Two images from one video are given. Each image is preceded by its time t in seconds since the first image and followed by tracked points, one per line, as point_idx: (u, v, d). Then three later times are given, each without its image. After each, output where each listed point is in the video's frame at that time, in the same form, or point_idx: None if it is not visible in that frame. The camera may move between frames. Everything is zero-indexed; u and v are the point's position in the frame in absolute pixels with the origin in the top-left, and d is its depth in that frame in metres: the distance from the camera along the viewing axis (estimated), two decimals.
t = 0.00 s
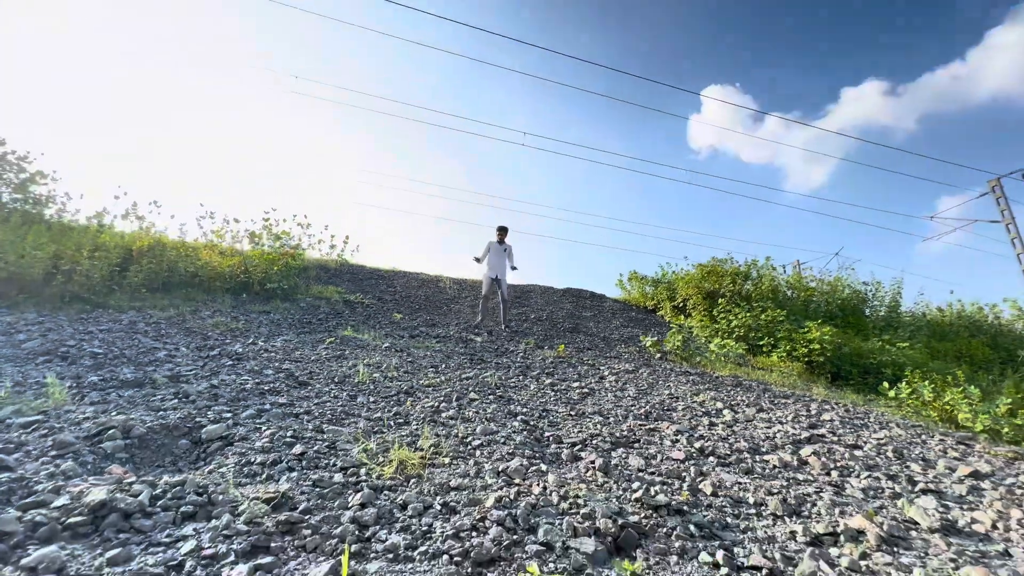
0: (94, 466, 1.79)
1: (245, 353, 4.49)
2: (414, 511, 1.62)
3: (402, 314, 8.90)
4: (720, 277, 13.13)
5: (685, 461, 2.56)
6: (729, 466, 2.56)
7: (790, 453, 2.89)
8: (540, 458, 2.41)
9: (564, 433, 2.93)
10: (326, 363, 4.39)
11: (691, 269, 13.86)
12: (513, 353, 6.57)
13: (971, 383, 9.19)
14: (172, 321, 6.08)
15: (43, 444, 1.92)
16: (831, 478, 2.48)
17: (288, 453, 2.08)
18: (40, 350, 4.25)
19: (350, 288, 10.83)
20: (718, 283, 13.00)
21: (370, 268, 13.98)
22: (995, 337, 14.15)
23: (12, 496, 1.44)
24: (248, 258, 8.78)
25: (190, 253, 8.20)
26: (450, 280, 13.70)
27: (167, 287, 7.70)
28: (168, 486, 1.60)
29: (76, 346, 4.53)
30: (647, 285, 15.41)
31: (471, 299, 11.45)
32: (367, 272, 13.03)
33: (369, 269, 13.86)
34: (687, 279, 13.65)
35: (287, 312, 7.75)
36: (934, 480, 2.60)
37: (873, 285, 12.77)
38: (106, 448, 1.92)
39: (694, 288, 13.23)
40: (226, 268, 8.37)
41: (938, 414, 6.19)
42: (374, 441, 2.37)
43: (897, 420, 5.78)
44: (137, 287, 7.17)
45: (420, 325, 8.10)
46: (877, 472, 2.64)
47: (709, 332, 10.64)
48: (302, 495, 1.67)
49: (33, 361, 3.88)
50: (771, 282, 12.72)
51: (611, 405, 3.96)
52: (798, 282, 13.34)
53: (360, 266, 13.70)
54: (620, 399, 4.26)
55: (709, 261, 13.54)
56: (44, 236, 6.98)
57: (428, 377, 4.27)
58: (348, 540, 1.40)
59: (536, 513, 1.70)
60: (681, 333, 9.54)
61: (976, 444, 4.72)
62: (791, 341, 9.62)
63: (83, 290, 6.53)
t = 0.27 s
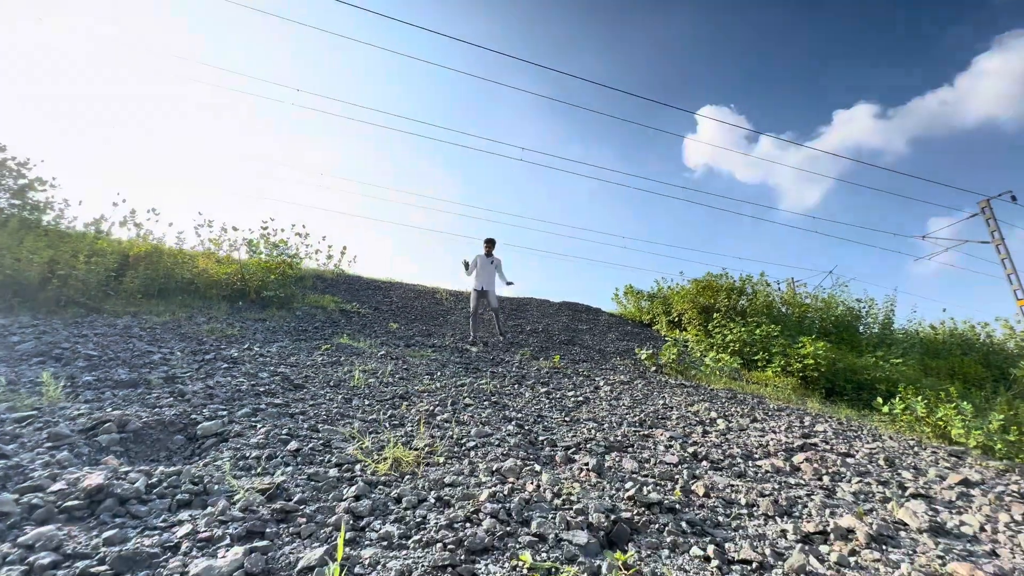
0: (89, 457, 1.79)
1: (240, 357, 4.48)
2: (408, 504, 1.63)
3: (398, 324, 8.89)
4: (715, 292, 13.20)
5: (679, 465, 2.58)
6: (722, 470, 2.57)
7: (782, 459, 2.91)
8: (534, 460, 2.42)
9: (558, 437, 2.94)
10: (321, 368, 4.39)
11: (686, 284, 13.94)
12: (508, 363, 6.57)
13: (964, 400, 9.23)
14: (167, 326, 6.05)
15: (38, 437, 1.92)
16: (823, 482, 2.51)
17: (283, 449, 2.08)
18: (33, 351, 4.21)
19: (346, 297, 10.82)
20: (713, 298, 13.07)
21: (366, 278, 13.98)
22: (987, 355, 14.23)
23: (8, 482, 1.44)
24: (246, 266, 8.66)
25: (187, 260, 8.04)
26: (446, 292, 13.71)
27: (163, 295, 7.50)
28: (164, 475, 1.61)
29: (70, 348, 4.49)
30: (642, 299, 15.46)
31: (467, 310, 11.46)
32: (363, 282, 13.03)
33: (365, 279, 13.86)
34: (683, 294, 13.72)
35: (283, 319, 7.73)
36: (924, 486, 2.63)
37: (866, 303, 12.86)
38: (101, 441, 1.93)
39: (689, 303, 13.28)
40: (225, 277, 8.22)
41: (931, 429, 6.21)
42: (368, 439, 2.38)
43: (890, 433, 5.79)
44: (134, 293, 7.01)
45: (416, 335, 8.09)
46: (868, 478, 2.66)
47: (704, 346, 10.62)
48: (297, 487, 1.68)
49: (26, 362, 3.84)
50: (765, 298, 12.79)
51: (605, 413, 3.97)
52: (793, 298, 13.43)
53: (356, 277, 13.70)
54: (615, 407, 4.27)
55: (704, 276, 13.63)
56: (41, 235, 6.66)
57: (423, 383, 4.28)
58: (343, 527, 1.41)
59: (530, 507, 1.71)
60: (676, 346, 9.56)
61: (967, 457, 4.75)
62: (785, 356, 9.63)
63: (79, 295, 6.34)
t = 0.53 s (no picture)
0: (94, 457, 1.79)
1: (240, 363, 4.47)
2: (414, 505, 1.64)
3: (397, 332, 8.88)
4: (712, 302, 13.23)
5: (680, 470, 2.59)
6: (723, 476, 2.58)
7: (783, 466, 2.92)
8: (536, 464, 2.42)
9: (559, 444, 2.94)
10: (321, 374, 4.38)
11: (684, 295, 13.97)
12: (507, 371, 6.56)
13: (962, 411, 9.24)
14: (166, 332, 6.02)
15: (41, 438, 1.91)
16: (823, 489, 2.52)
17: (287, 451, 2.09)
18: (31, 356, 4.18)
19: (344, 305, 10.80)
20: (711, 309, 13.10)
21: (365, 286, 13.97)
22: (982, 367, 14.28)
23: (15, 480, 1.44)
24: (245, 272, 8.62)
25: (185, 267, 8.01)
26: (444, 301, 13.71)
27: (161, 301, 7.44)
28: (170, 476, 1.61)
29: (68, 352, 4.47)
30: (640, 309, 15.50)
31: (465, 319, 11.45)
32: (362, 290, 13.02)
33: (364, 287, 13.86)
34: (680, 304, 13.75)
35: (282, 326, 7.71)
36: (923, 493, 2.64)
37: (862, 314, 12.91)
38: (105, 443, 1.92)
39: (687, 313, 13.29)
40: (224, 283, 8.19)
41: (928, 439, 6.21)
42: (371, 443, 2.38)
43: (888, 443, 5.80)
44: (133, 300, 6.94)
45: (415, 343, 8.07)
46: (868, 485, 2.68)
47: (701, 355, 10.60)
48: (303, 487, 1.68)
49: (24, 366, 3.82)
50: (763, 308, 12.83)
51: (606, 420, 3.97)
52: (790, 309, 13.47)
53: (354, 284, 13.68)
54: (615, 415, 4.27)
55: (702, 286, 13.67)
56: (41, 241, 6.60)
57: (423, 390, 4.27)
58: (351, 526, 1.41)
59: (534, 510, 1.72)
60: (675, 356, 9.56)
61: (965, 467, 4.75)
62: (783, 367, 9.63)
63: (78, 300, 6.26)
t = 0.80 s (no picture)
0: (92, 460, 1.77)
1: (240, 365, 4.44)
2: (415, 510, 1.62)
3: (396, 335, 8.85)
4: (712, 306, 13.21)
5: (683, 475, 2.57)
6: (725, 480, 2.57)
7: (785, 471, 2.90)
8: (538, 468, 2.40)
9: (560, 447, 2.92)
10: (321, 377, 4.36)
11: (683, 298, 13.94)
12: (507, 374, 6.54)
13: (961, 415, 9.22)
14: (165, 334, 5.99)
15: (38, 440, 1.89)
16: (827, 494, 2.50)
17: (287, 455, 2.07)
18: (29, 358, 4.15)
19: (344, 308, 10.77)
20: (710, 312, 13.07)
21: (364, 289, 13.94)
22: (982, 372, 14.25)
23: (12, 484, 1.43)
24: (245, 274, 8.59)
25: (185, 268, 7.99)
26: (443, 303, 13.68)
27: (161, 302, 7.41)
28: (169, 479, 1.60)
29: (67, 354, 4.44)
30: (640, 313, 15.48)
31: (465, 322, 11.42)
32: (361, 292, 12.99)
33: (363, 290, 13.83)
34: (680, 308, 13.72)
35: (281, 328, 7.68)
36: (927, 498, 2.63)
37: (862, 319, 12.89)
38: (103, 445, 1.90)
39: (686, 316, 13.26)
40: (223, 285, 8.16)
41: (928, 444, 6.19)
42: (372, 447, 2.36)
43: (888, 447, 5.79)
44: (132, 301, 6.91)
45: (414, 345, 8.05)
46: (871, 490, 2.66)
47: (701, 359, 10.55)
48: (303, 492, 1.66)
49: (23, 368, 3.79)
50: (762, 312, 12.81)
51: (607, 424, 3.95)
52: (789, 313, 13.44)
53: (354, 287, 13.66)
54: (616, 419, 4.25)
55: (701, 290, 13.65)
56: (40, 242, 6.57)
57: (423, 392, 4.25)
58: (352, 531, 1.40)
59: (537, 514, 1.70)
60: (674, 359, 9.54)
61: (966, 472, 4.74)
62: (782, 371, 9.59)
63: (77, 301, 6.22)
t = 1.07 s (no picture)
0: (97, 454, 1.77)
1: (242, 363, 4.44)
2: (419, 504, 1.62)
3: (398, 333, 8.84)
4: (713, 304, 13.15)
5: (686, 471, 2.56)
6: (729, 477, 2.56)
7: (789, 468, 2.89)
8: (541, 464, 2.39)
9: (563, 445, 2.91)
10: (323, 374, 4.36)
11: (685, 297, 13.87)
12: (509, 372, 6.53)
13: (963, 414, 9.18)
14: (167, 331, 5.99)
15: (42, 435, 1.89)
16: (831, 490, 2.49)
17: (290, 450, 2.07)
18: (32, 354, 4.15)
19: (345, 306, 10.76)
20: (712, 310, 13.00)
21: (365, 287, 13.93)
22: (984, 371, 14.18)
23: (17, 477, 1.42)
24: (247, 272, 8.58)
25: (187, 267, 7.98)
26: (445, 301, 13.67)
27: (163, 301, 7.41)
28: (173, 473, 1.59)
29: (69, 351, 4.43)
30: (641, 311, 15.45)
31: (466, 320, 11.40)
32: (362, 290, 12.98)
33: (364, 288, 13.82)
34: (681, 306, 13.67)
35: (283, 326, 7.68)
36: (931, 495, 2.62)
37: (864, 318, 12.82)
38: (106, 439, 1.90)
39: (688, 315, 13.21)
40: (225, 283, 8.16)
41: (931, 443, 6.16)
42: (375, 443, 2.35)
43: (891, 445, 5.76)
44: (134, 299, 6.90)
45: (415, 343, 8.04)
46: (875, 487, 2.65)
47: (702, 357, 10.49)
48: (307, 486, 1.66)
49: (26, 365, 3.79)
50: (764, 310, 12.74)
51: (610, 421, 3.93)
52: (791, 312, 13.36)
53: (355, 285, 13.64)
54: (618, 416, 4.24)
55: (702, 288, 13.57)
56: (43, 240, 6.57)
57: (426, 390, 4.24)
58: (357, 524, 1.39)
59: (541, 509, 1.69)
60: (676, 357, 9.51)
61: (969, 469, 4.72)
62: (784, 370, 9.50)
63: (79, 299, 6.21)
